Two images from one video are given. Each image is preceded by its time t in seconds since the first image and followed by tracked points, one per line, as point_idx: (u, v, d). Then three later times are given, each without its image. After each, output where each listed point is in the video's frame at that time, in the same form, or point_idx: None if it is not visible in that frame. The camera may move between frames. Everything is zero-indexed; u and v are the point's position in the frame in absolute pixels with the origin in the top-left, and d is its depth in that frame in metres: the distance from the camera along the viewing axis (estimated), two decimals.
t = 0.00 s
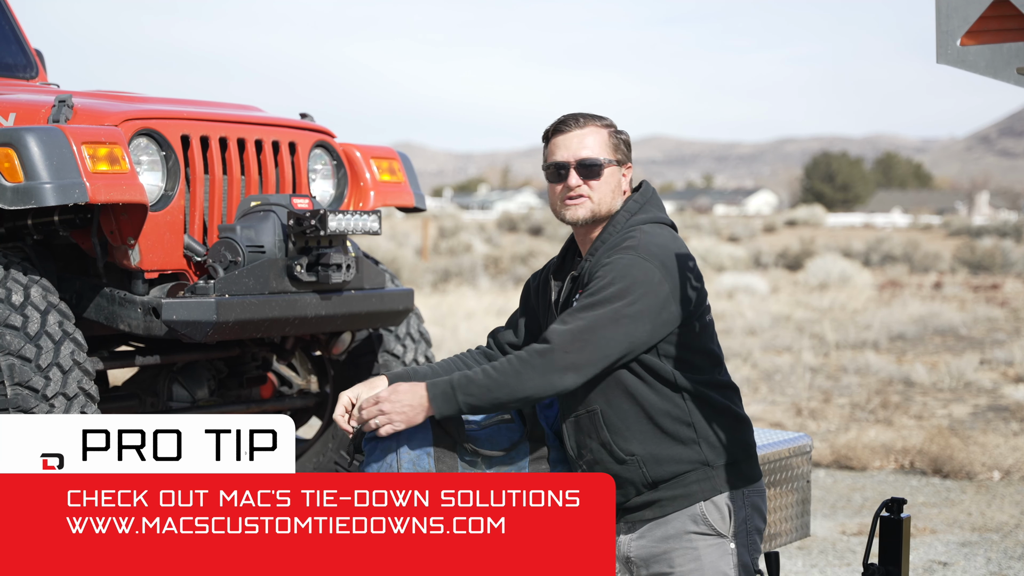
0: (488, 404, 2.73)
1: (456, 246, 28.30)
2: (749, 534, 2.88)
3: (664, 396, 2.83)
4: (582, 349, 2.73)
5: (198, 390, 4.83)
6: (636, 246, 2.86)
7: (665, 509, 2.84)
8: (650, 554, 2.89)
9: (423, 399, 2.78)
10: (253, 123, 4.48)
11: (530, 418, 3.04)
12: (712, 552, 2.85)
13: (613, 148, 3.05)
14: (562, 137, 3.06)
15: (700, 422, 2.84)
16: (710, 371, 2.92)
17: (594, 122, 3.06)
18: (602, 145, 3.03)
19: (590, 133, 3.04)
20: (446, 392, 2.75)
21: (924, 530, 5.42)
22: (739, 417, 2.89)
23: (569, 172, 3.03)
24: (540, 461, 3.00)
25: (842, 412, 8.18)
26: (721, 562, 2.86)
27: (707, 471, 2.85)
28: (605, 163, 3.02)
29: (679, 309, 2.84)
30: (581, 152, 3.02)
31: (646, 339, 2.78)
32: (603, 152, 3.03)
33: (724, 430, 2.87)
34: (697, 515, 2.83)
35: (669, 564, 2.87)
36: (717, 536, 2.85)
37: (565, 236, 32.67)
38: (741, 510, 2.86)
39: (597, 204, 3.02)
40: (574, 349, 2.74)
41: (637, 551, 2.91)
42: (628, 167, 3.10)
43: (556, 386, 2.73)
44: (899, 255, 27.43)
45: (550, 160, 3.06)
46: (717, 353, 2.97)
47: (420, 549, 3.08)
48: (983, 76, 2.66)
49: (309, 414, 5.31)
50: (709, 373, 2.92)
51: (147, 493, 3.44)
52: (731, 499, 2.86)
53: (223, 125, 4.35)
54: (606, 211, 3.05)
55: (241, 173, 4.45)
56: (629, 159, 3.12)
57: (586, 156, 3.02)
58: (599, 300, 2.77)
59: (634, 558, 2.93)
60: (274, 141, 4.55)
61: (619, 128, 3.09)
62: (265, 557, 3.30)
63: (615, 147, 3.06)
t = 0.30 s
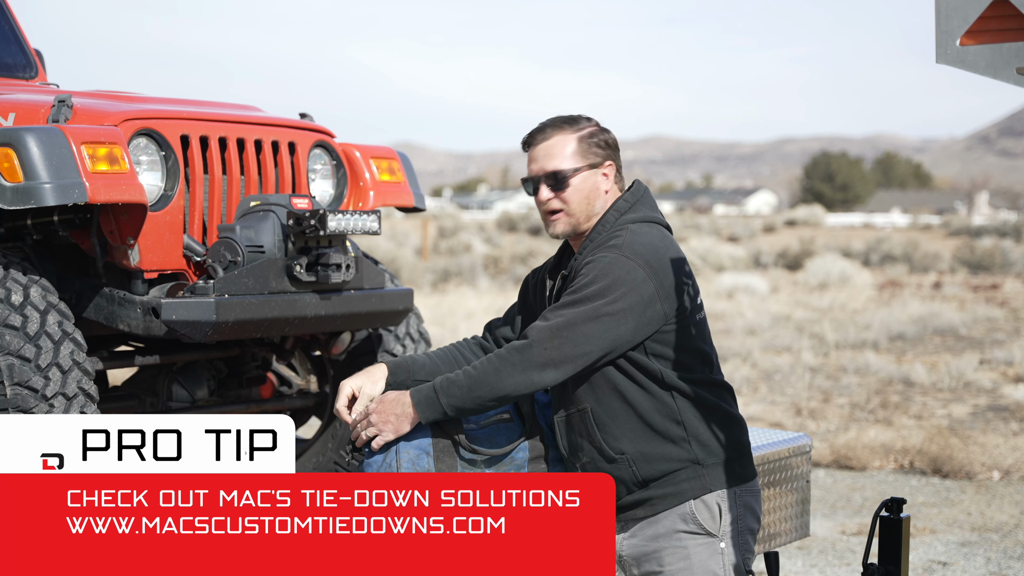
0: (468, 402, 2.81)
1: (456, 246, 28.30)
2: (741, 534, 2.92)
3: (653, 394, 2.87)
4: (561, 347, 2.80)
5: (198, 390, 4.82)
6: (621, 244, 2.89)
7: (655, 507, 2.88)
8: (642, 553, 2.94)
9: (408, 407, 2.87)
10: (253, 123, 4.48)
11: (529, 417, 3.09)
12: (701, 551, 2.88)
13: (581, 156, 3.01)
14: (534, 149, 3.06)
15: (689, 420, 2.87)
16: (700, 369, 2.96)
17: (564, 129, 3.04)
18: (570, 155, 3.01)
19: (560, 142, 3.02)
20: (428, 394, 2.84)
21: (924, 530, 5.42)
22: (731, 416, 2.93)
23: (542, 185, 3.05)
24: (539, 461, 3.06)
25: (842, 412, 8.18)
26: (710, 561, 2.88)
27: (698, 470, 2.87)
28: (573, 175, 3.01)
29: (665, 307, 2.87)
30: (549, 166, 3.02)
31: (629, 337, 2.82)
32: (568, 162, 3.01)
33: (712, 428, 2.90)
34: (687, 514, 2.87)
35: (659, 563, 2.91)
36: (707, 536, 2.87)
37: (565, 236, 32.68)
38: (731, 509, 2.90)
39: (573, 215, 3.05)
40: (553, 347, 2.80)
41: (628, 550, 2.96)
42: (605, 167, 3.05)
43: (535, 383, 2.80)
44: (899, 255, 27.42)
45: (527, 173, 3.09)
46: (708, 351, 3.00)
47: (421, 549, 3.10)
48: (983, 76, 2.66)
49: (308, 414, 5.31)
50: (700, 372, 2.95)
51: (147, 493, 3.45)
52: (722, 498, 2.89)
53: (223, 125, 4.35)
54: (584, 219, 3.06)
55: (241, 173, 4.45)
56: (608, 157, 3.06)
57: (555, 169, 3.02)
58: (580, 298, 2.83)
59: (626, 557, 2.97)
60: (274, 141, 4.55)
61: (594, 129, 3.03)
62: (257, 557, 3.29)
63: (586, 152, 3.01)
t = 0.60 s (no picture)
0: (466, 396, 2.86)
1: (456, 246, 28.29)
2: (741, 534, 2.97)
3: (653, 394, 2.91)
4: (560, 343, 2.84)
5: (198, 390, 4.82)
6: (623, 243, 2.92)
7: (654, 507, 2.92)
8: (640, 552, 2.99)
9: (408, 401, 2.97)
10: (253, 123, 4.48)
11: (529, 416, 3.23)
12: (699, 551, 2.94)
13: (539, 179, 3.03)
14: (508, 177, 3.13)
15: (689, 420, 2.91)
16: (701, 371, 3.02)
17: (523, 156, 3.06)
18: (530, 182, 3.04)
19: (519, 171, 3.06)
20: (428, 389, 2.89)
21: (924, 530, 5.42)
22: (729, 415, 2.99)
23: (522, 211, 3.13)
24: (539, 459, 3.26)
25: (842, 412, 8.18)
26: (708, 561, 2.95)
27: (697, 470, 2.92)
28: (534, 200, 3.04)
29: (665, 306, 2.90)
30: (517, 195, 3.07)
31: (628, 336, 2.86)
32: (528, 187, 3.04)
33: (710, 429, 2.95)
34: (685, 515, 2.92)
35: (656, 562, 2.97)
36: (705, 536, 2.93)
37: (565, 236, 32.68)
38: (729, 510, 2.95)
39: (557, 233, 3.11)
40: (552, 342, 2.84)
41: (627, 549, 3.01)
42: (572, 179, 3.02)
43: (533, 378, 2.85)
44: (899, 254, 27.36)
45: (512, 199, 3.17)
46: (709, 353, 3.05)
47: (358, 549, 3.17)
48: (983, 76, 2.66)
49: (308, 414, 5.33)
50: (701, 374, 3.01)
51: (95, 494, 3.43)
52: (719, 499, 2.95)
53: (223, 125, 4.35)
54: (563, 234, 3.11)
55: (241, 173, 4.46)
56: (575, 168, 3.02)
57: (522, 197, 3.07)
58: (580, 295, 2.86)
59: (625, 556, 3.03)
60: (273, 141, 4.55)
61: (550, 150, 3.01)
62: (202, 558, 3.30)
63: (544, 176, 3.02)
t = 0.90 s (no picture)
0: (466, 394, 2.86)
1: (456, 246, 28.31)
2: (739, 537, 2.99)
3: (653, 396, 2.92)
4: (562, 342, 2.85)
5: (197, 390, 4.81)
6: (628, 244, 2.93)
7: (651, 509, 2.93)
8: (636, 554, 2.99)
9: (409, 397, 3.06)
10: (253, 123, 4.49)
11: (529, 416, 3.30)
12: (695, 554, 2.96)
13: (541, 181, 3.04)
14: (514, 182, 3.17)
15: (688, 423, 2.92)
16: (703, 374, 3.01)
17: (524, 159, 3.08)
18: (533, 185, 3.06)
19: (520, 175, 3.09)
20: (429, 387, 2.91)
21: (924, 530, 5.43)
22: (730, 419, 3.00)
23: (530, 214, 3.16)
24: (539, 460, 3.29)
25: (842, 412, 8.19)
26: (703, 565, 2.97)
27: (695, 473, 2.93)
28: (539, 202, 3.06)
29: (668, 307, 2.91)
30: (523, 198, 3.10)
31: (630, 338, 2.87)
32: (532, 191, 3.07)
33: (710, 432, 2.96)
34: (682, 518, 2.93)
35: (653, 565, 2.98)
36: (701, 539, 2.95)
37: (565, 236, 32.72)
38: (724, 513, 2.96)
39: (565, 233, 3.12)
40: (554, 341, 2.86)
41: (624, 550, 3.01)
42: (573, 177, 3.02)
43: (534, 377, 2.86)
44: (898, 255, 27.39)
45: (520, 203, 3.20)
46: (711, 356, 3.05)
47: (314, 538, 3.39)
48: (983, 76, 2.66)
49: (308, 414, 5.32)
50: (703, 377, 3.01)
51: None
52: (716, 503, 2.95)
53: (222, 125, 4.35)
54: (572, 234, 3.11)
55: (241, 173, 4.46)
56: (575, 167, 3.02)
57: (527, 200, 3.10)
58: (583, 295, 2.87)
59: (622, 557, 3.02)
60: (273, 141, 4.55)
61: (548, 152, 3.02)
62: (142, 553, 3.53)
63: (545, 177, 3.04)
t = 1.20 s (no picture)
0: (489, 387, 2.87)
1: (456, 246, 28.33)
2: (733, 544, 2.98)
3: (654, 400, 2.92)
4: (577, 350, 2.80)
5: (197, 390, 4.80)
6: (636, 247, 2.90)
7: (647, 512, 2.95)
8: (632, 556, 3.01)
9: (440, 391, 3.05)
10: (253, 123, 4.49)
11: (529, 417, 3.33)
12: (689, 559, 2.97)
13: (556, 182, 3.06)
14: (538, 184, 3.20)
15: (687, 428, 2.92)
16: (706, 380, 3.00)
17: (542, 161, 3.11)
18: (549, 186, 3.08)
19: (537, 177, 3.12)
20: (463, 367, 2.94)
21: (924, 530, 5.43)
22: (731, 427, 2.99)
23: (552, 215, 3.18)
24: (539, 461, 3.31)
25: (842, 412, 8.19)
26: (697, 570, 2.98)
27: (691, 479, 2.93)
28: (556, 202, 3.08)
29: (679, 310, 2.88)
30: (542, 200, 3.13)
31: (644, 344, 2.83)
32: (548, 192, 3.09)
33: (710, 438, 2.95)
34: (676, 523, 2.94)
35: (648, 569, 2.99)
36: (695, 546, 2.95)
37: (565, 236, 32.74)
38: (720, 522, 2.95)
39: (583, 232, 3.13)
40: (570, 350, 2.81)
41: (621, 551, 3.04)
42: (587, 176, 3.03)
43: (552, 386, 2.82)
44: (899, 255, 27.40)
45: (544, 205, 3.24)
46: (717, 361, 3.03)
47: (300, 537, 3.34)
48: (983, 76, 2.66)
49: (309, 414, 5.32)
50: (707, 383, 2.99)
51: None
52: (713, 510, 2.95)
53: (222, 125, 4.35)
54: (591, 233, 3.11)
55: (241, 173, 4.47)
56: (588, 166, 3.03)
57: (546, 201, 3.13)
58: (595, 301, 2.83)
59: (618, 558, 3.05)
60: (273, 141, 4.55)
61: (562, 153, 3.04)
62: None
63: (558, 179, 3.05)
